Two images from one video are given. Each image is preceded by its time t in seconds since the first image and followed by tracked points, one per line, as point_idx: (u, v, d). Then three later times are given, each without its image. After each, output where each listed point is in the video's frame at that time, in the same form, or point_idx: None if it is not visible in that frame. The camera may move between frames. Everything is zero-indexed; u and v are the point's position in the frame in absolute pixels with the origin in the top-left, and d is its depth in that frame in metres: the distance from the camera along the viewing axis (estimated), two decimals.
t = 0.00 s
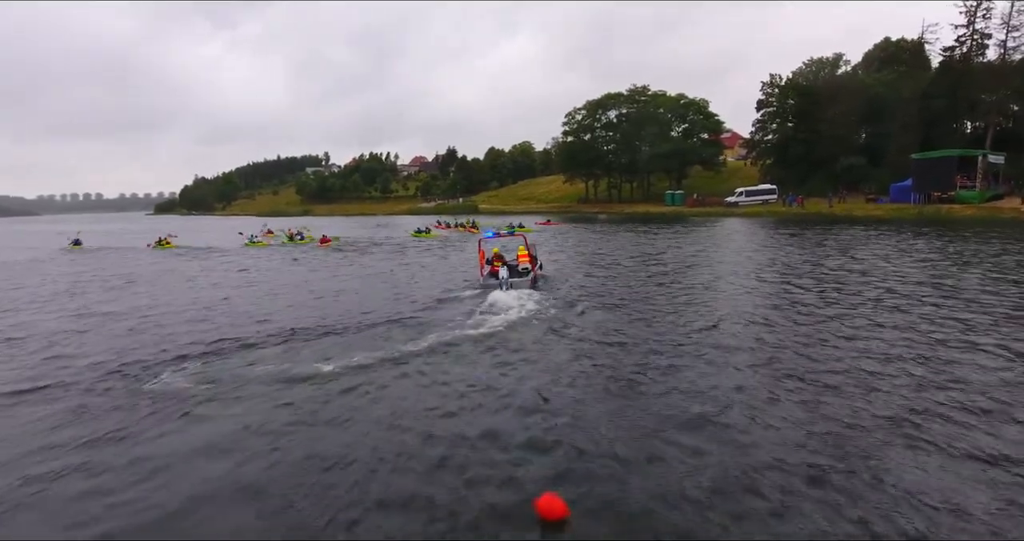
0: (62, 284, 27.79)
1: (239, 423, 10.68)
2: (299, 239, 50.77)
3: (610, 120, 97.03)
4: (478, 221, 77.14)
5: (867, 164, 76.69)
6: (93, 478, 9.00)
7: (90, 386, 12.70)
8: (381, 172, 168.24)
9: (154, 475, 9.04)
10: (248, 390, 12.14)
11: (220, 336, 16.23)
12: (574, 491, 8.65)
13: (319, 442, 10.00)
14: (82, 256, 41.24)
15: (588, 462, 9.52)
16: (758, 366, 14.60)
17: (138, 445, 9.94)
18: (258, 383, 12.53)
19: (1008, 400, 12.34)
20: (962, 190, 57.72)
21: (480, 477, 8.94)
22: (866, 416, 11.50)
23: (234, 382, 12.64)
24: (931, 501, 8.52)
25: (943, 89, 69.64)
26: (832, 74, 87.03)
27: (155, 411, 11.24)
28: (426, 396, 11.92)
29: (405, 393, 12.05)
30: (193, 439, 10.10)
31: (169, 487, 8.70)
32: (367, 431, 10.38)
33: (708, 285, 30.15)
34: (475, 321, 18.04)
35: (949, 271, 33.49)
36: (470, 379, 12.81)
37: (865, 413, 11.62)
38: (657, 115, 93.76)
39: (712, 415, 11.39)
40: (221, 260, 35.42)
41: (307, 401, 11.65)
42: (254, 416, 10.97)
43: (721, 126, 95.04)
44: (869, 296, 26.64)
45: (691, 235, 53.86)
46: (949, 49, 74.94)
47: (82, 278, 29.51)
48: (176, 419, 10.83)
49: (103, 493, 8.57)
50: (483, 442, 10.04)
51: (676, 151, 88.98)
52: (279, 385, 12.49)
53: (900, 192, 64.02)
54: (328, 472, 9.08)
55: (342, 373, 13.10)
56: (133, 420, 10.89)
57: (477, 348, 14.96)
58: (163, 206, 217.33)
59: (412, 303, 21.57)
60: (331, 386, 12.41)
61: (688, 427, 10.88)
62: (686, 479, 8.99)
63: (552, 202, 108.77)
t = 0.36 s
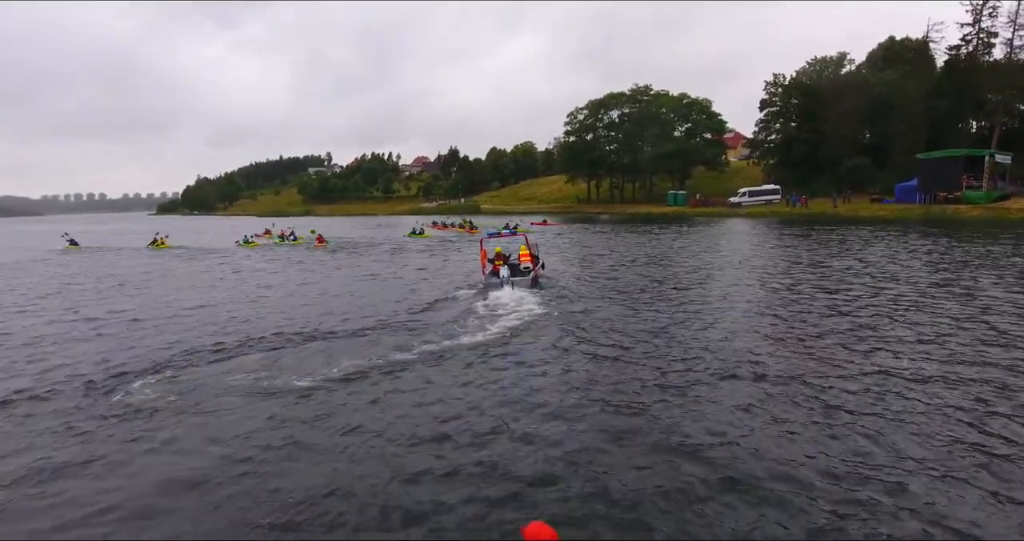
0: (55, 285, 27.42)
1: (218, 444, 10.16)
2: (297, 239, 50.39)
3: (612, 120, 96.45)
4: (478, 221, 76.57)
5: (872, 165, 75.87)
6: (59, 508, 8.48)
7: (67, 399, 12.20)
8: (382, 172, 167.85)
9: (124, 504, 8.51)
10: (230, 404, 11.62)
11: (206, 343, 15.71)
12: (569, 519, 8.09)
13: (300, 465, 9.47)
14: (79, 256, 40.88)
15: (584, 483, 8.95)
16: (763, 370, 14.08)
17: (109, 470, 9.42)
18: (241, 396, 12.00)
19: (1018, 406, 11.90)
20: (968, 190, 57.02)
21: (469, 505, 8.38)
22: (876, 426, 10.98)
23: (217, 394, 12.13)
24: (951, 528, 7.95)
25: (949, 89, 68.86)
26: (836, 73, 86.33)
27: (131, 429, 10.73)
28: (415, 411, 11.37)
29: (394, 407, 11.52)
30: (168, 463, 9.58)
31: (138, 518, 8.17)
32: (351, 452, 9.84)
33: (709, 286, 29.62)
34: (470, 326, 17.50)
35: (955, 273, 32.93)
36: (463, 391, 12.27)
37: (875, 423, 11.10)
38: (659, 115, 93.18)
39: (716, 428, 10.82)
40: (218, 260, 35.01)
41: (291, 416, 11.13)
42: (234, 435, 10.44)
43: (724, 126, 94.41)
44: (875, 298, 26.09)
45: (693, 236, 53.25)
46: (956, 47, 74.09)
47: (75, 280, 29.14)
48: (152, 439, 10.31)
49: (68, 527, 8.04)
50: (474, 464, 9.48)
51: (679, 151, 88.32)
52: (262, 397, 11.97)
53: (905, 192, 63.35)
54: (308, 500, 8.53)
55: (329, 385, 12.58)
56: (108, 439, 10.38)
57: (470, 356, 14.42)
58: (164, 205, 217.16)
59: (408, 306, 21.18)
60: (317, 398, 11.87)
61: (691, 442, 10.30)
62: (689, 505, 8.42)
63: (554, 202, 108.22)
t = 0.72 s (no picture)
0: (48, 286, 27.03)
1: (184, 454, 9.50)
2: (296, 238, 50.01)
3: (613, 120, 95.90)
4: (479, 221, 76.05)
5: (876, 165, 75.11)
6: (8, 519, 7.91)
7: (36, 402, 11.58)
8: (384, 172, 167.34)
9: (77, 517, 7.89)
10: (206, 410, 11.03)
11: (189, 348, 15.13)
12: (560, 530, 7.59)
13: (273, 476, 8.88)
14: (76, 255, 40.49)
15: (575, 500, 8.33)
16: (754, 373, 13.86)
17: (66, 480, 8.78)
18: (217, 402, 11.38)
19: None
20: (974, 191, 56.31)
21: (448, 520, 7.78)
22: (866, 432, 10.69)
23: (194, 399, 11.53)
24: None
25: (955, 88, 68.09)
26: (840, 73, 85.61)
27: (97, 437, 10.09)
28: (401, 418, 10.78)
29: (378, 414, 10.92)
30: (130, 475, 8.91)
31: (89, 535, 7.55)
32: (329, 462, 9.24)
33: (711, 288, 29.11)
34: (465, 329, 16.94)
35: (962, 274, 32.34)
36: (451, 398, 11.67)
37: (867, 430, 10.81)
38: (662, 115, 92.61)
39: (718, 439, 10.22)
40: (214, 260, 34.63)
41: (267, 422, 10.55)
42: (207, 442, 9.83)
43: (727, 126, 93.81)
44: (880, 299, 25.54)
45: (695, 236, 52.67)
46: (961, 46, 73.34)
47: (68, 280, 28.75)
48: (116, 449, 9.67)
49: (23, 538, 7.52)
50: (458, 477, 8.88)
51: (681, 151, 87.69)
52: (240, 403, 11.37)
53: (910, 193, 62.64)
54: (277, 516, 7.96)
55: (313, 391, 12.01)
56: (70, 448, 9.76)
57: (463, 361, 13.87)
58: (167, 206, 216.97)
59: (404, 306, 20.76)
60: (300, 402, 11.36)
61: (691, 453, 9.71)
62: (685, 518, 7.84)
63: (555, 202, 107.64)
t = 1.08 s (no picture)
0: (35, 291, 26.38)
1: (137, 477, 8.84)
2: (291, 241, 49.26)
3: (614, 121, 95.24)
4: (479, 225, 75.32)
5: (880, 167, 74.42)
6: None
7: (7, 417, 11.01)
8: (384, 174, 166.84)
9: None
10: (169, 427, 10.38)
11: (164, 357, 14.50)
12: None
13: (230, 499, 8.21)
14: (67, 259, 39.79)
15: (556, 524, 7.65)
16: (757, 375, 13.34)
17: (3, 507, 8.14)
18: (182, 418, 10.74)
19: None
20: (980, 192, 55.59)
21: None
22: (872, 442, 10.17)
23: (158, 415, 10.89)
24: None
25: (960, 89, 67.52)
26: (842, 73, 85.04)
27: (49, 458, 9.46)
28: (382, 431, 10.13)
29: (352, 429, 10.26)
30: (76, 500, 8.27)
31: None
32: (293, 483, 8.58)
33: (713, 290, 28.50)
34: (455, 334, 16.29)
35: (967, 276, 31.75)
36: (432, 409, 11.01)
37: (865, 435, 10.31)
38: (663, 116, 91.96)
39: (712, 452, 9.55)
40: (207, 264, 33.97)
41: (238, 438, 9.91)
42: (163, 463, 9.19)
43: (729, 127, 93.16)
44: (885, 300, 24.95)
45: (697, 239, 51.92)
46: (965, 46, 72.75)
47: (55, 285, 28.09)
48: (66, 471, 9.03)
49: None
50: (430, 498, 8.22)
51: (683, 152, 86.97)
52: (212, 418, 10.73)
53: (915, 194, 61.89)
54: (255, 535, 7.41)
55: (293, 401, 11.43)
56: (31, 466, 9.17)
57: (449, 369, 13.22)
58: (167, 209, 216.34)
59: (399, 309, 20.19)
60: (285, 413, 10.82)
61: (683, 469, 9.03)
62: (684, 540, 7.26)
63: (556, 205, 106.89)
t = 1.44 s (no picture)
0: (23, 294, 25.86)
1: (98, 500, 8.26)
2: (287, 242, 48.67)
3: (616, 123, 94.63)
4: (479, 226, 74.59)
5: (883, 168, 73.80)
6: None
7: None
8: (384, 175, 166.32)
9: None
10: (139, 444, 9.88)
11: (145, 365, 14.04)
12: None
13: (194, 527, 7.69)
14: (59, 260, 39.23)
15: None
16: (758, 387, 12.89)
17: None
18: (155, 435, 10.19)
19: None
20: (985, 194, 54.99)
21: None
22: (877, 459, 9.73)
23: (128, 433, 10.29)
24: None
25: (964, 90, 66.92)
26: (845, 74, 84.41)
27: (18, 473, 9.05)
28: (367, 447, 9.71)
29: (333, 448, 9.70)
30: (41, 521, 7.86)
31: None
32: (263, 508, 7.99)
33: (714, 293, 27.97)
34: (448, 341, 15.78)
35: (973, 279, 31.18)
36: (418, 426, 10.43)
37: (867, 452, 9.96)
38: (665, 118, 91.38)
39: (713, 477, 8.98)
40: (201, 266, 33.44)
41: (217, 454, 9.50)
42: (130, 484, 8.71)
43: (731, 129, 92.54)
44: (890, 305, 24.40)
45: (699, 241, 51.35)
46: (969, 47, 72.05)
47: (45, 287, 27.55)
48: (34, 488, 8.62)
49: None
50: (410, 526, 7.75)
51: (685, 154, 86.34)
52: (191, 431, 10.32)
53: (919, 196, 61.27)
54: None
55: (276, 413, 11.01)
56: None
57: (439, 383, 12.57)
58: (167, 210, 215.90)
59: (394, 314, 19.71)
60: (267, 427, 10.41)
61: (683, 496, 8.47)
62: None
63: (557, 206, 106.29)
